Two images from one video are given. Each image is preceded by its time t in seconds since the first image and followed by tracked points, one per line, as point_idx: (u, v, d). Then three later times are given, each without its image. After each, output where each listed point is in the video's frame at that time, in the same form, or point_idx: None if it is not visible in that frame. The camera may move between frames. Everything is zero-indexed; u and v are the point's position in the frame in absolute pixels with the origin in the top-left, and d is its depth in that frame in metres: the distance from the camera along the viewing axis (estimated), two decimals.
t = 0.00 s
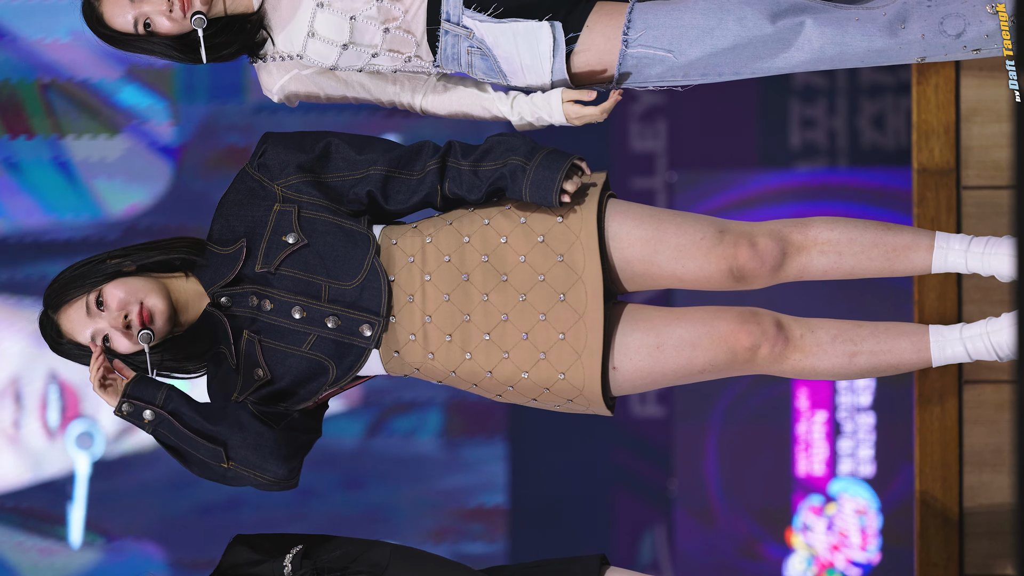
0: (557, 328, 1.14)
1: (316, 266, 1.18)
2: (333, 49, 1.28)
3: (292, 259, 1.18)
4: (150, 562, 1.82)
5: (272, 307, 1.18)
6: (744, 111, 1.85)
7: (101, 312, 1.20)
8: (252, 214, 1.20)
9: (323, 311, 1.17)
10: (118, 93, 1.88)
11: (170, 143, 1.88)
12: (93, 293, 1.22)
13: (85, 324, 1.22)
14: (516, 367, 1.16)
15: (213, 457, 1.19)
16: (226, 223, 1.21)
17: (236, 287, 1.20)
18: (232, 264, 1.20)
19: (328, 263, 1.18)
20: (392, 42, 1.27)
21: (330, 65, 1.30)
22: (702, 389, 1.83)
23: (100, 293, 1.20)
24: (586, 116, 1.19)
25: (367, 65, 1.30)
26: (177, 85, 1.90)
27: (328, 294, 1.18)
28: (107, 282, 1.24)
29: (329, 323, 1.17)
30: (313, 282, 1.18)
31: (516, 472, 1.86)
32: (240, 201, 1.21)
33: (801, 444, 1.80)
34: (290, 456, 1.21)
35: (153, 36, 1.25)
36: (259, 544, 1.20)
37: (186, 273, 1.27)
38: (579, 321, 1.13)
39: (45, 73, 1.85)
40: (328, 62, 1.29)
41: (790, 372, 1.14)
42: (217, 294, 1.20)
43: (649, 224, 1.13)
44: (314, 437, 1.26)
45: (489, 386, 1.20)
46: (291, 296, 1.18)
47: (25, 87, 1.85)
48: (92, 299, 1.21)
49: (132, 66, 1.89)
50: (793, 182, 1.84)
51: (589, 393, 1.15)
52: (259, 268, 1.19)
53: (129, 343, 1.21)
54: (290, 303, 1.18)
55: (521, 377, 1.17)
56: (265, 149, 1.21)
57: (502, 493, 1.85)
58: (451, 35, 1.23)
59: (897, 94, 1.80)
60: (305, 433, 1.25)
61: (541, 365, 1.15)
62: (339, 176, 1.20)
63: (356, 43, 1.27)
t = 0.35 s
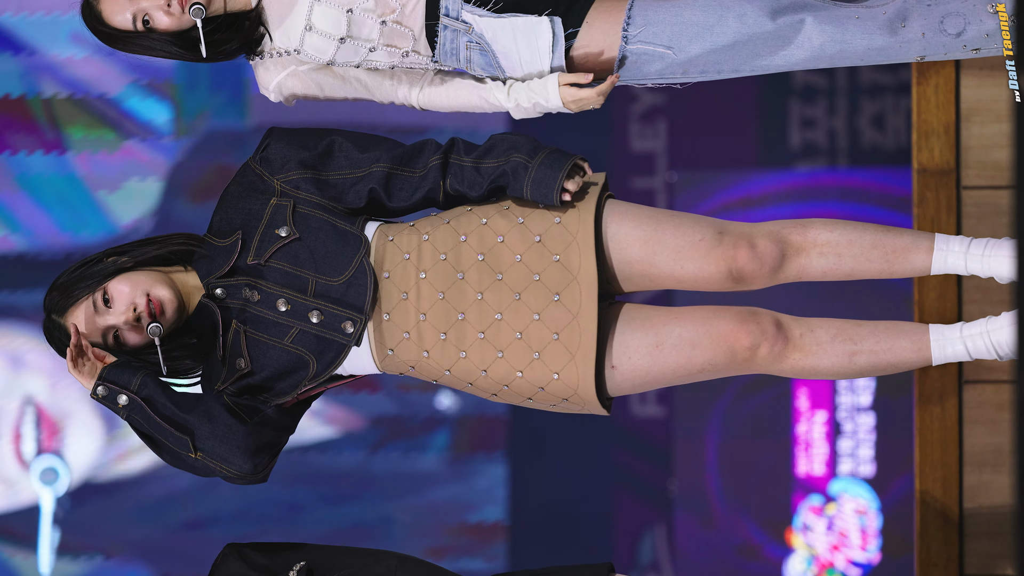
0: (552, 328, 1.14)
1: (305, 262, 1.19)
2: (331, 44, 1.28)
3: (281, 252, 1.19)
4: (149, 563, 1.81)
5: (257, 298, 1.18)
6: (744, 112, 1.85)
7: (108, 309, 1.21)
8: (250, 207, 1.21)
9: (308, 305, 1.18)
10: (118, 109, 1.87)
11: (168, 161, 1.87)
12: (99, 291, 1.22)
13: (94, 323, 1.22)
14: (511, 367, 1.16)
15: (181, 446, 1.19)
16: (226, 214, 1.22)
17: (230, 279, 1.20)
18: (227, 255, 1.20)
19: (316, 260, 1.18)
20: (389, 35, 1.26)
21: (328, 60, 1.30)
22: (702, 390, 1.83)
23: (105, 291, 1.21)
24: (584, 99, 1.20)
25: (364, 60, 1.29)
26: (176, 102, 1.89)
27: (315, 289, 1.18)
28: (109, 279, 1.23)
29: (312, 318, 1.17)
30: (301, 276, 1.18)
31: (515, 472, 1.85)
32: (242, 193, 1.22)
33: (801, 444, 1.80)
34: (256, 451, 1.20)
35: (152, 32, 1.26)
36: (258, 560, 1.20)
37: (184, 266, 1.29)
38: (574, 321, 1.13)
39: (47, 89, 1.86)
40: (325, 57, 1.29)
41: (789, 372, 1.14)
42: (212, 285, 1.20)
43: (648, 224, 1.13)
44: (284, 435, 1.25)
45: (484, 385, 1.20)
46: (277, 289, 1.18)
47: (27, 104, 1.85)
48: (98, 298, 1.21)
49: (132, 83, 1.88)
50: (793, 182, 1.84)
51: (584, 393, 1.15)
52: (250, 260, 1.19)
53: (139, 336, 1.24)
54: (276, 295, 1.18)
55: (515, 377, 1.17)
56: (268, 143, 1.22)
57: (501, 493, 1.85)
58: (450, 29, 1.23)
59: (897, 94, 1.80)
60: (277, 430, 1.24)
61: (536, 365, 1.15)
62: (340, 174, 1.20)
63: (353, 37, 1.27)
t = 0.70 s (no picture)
0: (554, 327, 1.14)
1: (309, 260, 1.18)
2: (326, 35, 1.28)
3: (283, 252, 1.19)
4: (148, 563, 1.81)
5: (263, 300, 1.19)
6: (745, 112, 1.85)
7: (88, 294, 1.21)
8: (246, 204, 1.21)
9: (314, 304, 1.18)
10: (118, 125, 1.86)
11: (168, 180, 1.86)
12: (82, 276, 1.22)
13: (73, 307, 1.22)
14: (512, 365, 1.17)
15: (207, 459, 1.21)
16: (220, 211, 1.22)
17: (228, 277, 1.20)
18: (225, 254, 1.20)
19: (320, 256, 1.18)
20: (384, 25, 1.28)
21: (323, 52, 1.29)
22: (704, 390, 1.83)
23: (88, 276, 1.21)
24: (580, 87, 1.19)
25: (359, 53, 1.30)
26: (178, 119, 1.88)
27: (320, 287, 1.18)
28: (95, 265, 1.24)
29: (318, 317, 1.17)
30: (304, 275, 1.18)
31: (515, 472, 1.85)
32: (234, 189, 1.22)
33: (801, 444, 1.80)
34: (280, 456, 1.21)
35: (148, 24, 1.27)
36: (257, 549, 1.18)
37: (182, 262, 1.28)
38: (576, 321, 1.13)
39: (47, 104, 1.84)
40: (321, 49, 1.29)
41: (788, 370, 1.14)
42: (209, 283, 1.19)
43: (648, 221, 1.13)
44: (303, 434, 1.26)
45: (484, 382, 1.21)
46: (283, 290, 1.18)
47: (28, 118, 1.84)
48: (79, 283, 1.21)
49: (133, 98, 1.87)
50: (793, 181, 1.84)
51: (585, 392, 1.15)
52: (250, 260, 1.19)
53: (116, 327, 1.22)
54: (282, 296, 1.18)
55: (517, 375, 1.17)
56: (260, 140, 1.22)
57: (501, 492, 1.85)
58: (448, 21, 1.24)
59: (897, 94, 1.80)
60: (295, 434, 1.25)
61: (537, 363, 1.15)
62: (335, 169, 1.20)
63: (349, 29, 1.28)
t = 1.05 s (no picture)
0: (564, 325, 1.15)
1: (320, 260, 1.18)
2: (321, 27, 1.28)
3: (294, 256, 1.18)
4: (144, 562, 1.80)
5: (278, 304, 1.19)
6: (745, 112, 1.85)
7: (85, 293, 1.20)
8: (248, 206, 1.20)
9: (331, 306, 1.18)
10: (113, 142, 1.85)
11: (161, 200, 1.85)
12: (81, 274, 1.22)
13: (70, 305, 1.22)
14: (521, 362, 1.17)
15: (236, 458, 1.22)
16: (218, 213, 1.21)
17: (234, 280, 1.20)
18: (231, 257, 1.19)
19: (331, 256, 1.18)
20: (380, 17, 1.28)
21: (318, 45, 1.29)
22: (703, 390, 1.82)
23: (87, 275, 1.20)
24: (575, 74, 1.19)
25: (355, 46, 1.30)
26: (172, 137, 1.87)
27: (335, 288, 1.18)
28: (94, 263, 1.23)
29: (336, 318, 1.17)
30: (318, 277, 1.18)
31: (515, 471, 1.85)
32: (231, 191, 1.21)
33: (801, 444, 1.80)
34: (311, 459, 1.24)
35: (142, 21, 1.27)
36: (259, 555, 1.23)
37: (182, 262, 1.27)
38: (586, 319, 1.14)
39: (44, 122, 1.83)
40: (315, 42, 1.29)
41: (788, 366, 1.14)
42: (216, 287, 1.20)
43: (650, 217, 1.14)
44: (327, 433, 1.28)
45: (491, 378, 1.21)
46: (298, 294, 1.18)
47: (25, 135, 1.83)
48: (78, 281, 1.21)
49: (126, 116, 1.86)
50: (793, 181, 1.84)
51: (593, 388, 1.16)
52: (260, 264, 1.18)
53: (112, 328, 1.22)
54: (298, 300, 1.18)
55: (525, 372, 1.18)
56: (257, 139, 1.20)
57: (500, 492, 1.85)
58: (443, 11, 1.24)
59: (897, 94, 1.80)
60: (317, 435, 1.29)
61: (547, 361, 1.16)
62: (335, 166, 1.19)
63: (345, 21, 1.28)
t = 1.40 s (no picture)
0: (564, 324, 1.15)
1: (325, 253, 1.18)
2: (324, 25, 1.28)
3: (298, 250, 1.18)
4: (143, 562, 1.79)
5: (284, 298, 1.19)
6: (745, 112, 1.85)
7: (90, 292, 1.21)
8: (252, 200, 1.20)
9: (337, 298, 1.17)
10: (117, 150, 1.84)
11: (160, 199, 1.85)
12: (85, 273, 1.22)
13: (75, 304, 1.21)
14: (521, 361, 1.17)
15: (246, 445, 1.22)
16: (222, 208, 1.21)
17: (239, 275, 1.20)
18: (235, 252, 1.19)
19: (336, 249, 1.18)
20: (382, 14, 1.28)
21: (322, 43, 1.29)
22: (704, 390, 1.82)
23: (92, 274, 1.20)
24: (578, 69, 1.20)
25: (358, 43, 1.30)
26: (179, 155, 1.86)
27: (340, 280, 1.18)
28: (98, 261, 1.23)
29: (343, 309, 1.17)
30: (324, 270, 1.18)
31: (515, 471, 1.85)
32: (236, 186, 1.21)
33: (801, 444, 1.80)
34: (322, 447, 1.25)
35: (139, 20, 1.27)
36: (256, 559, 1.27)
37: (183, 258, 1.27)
38: (586, 318, 1.14)
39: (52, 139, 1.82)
40: (318, 40, 1.29)
41: (788, 365, 1.14)
42: (219, 282, 1.20)
43: (649, 215, 1.14)
44: (336, 420, 1.29)
45: (491, 376, 1.21)
46: (304, 287, 1.18)
47: (37, 153, 1.82)
48: (83, 279, 1.21)
49: (133, 134, 1.85)
50: (793, 181, 1.84)
51: (592, 387, 1.16)
52: (265, 259, 1.18)
53: (117, 326, 1.22)
54: (304, 293, 1.18)
55: (525, 371, 1.18)
56: (260, 134, 1.21)
57: (500, 492, 1.85)
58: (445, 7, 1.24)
59: (897, 94, 1.79)
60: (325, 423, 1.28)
61: (546, 360, 1.16)
62: (338, 161, 1.20)
63: (347, 18, 1.28)
